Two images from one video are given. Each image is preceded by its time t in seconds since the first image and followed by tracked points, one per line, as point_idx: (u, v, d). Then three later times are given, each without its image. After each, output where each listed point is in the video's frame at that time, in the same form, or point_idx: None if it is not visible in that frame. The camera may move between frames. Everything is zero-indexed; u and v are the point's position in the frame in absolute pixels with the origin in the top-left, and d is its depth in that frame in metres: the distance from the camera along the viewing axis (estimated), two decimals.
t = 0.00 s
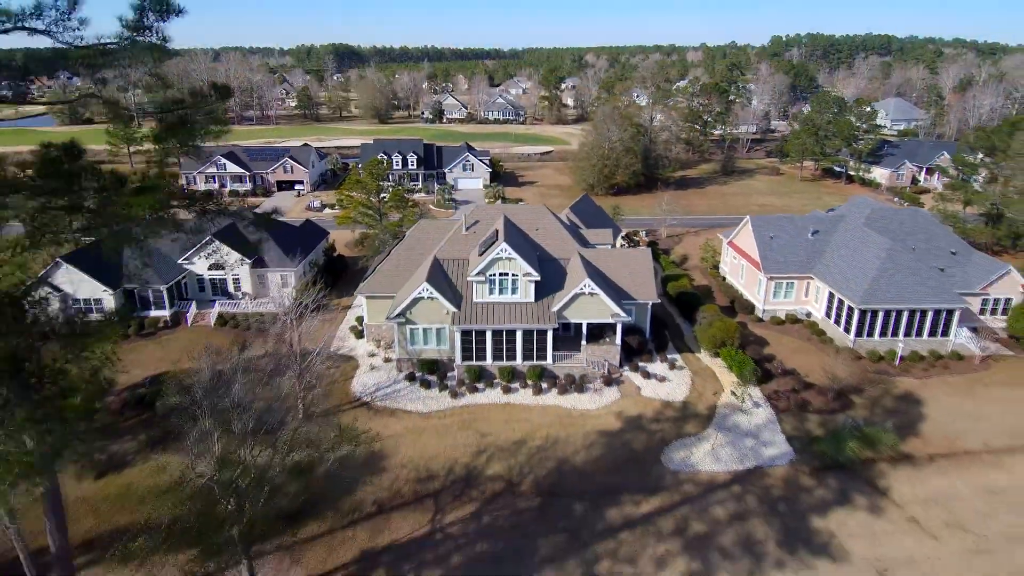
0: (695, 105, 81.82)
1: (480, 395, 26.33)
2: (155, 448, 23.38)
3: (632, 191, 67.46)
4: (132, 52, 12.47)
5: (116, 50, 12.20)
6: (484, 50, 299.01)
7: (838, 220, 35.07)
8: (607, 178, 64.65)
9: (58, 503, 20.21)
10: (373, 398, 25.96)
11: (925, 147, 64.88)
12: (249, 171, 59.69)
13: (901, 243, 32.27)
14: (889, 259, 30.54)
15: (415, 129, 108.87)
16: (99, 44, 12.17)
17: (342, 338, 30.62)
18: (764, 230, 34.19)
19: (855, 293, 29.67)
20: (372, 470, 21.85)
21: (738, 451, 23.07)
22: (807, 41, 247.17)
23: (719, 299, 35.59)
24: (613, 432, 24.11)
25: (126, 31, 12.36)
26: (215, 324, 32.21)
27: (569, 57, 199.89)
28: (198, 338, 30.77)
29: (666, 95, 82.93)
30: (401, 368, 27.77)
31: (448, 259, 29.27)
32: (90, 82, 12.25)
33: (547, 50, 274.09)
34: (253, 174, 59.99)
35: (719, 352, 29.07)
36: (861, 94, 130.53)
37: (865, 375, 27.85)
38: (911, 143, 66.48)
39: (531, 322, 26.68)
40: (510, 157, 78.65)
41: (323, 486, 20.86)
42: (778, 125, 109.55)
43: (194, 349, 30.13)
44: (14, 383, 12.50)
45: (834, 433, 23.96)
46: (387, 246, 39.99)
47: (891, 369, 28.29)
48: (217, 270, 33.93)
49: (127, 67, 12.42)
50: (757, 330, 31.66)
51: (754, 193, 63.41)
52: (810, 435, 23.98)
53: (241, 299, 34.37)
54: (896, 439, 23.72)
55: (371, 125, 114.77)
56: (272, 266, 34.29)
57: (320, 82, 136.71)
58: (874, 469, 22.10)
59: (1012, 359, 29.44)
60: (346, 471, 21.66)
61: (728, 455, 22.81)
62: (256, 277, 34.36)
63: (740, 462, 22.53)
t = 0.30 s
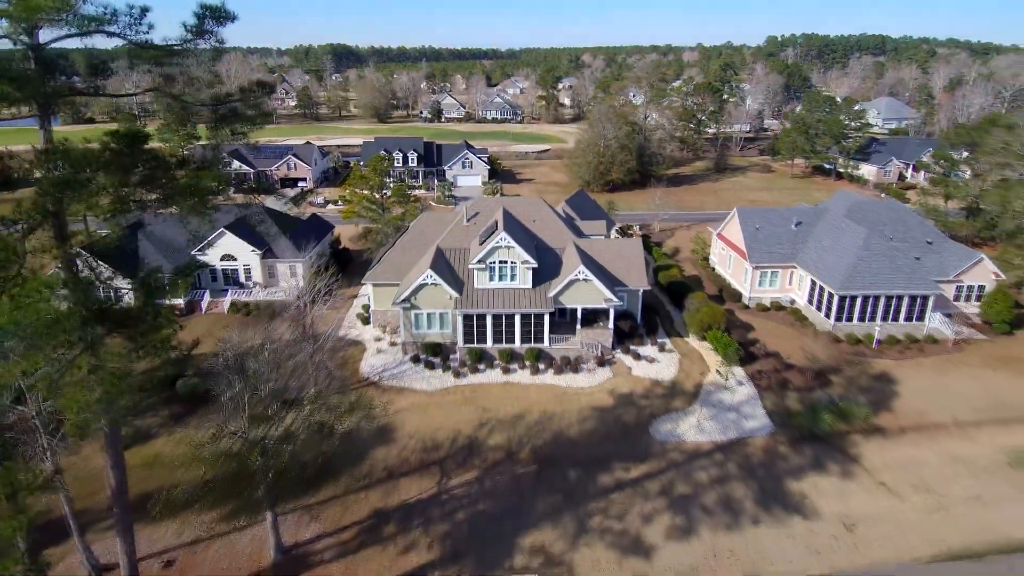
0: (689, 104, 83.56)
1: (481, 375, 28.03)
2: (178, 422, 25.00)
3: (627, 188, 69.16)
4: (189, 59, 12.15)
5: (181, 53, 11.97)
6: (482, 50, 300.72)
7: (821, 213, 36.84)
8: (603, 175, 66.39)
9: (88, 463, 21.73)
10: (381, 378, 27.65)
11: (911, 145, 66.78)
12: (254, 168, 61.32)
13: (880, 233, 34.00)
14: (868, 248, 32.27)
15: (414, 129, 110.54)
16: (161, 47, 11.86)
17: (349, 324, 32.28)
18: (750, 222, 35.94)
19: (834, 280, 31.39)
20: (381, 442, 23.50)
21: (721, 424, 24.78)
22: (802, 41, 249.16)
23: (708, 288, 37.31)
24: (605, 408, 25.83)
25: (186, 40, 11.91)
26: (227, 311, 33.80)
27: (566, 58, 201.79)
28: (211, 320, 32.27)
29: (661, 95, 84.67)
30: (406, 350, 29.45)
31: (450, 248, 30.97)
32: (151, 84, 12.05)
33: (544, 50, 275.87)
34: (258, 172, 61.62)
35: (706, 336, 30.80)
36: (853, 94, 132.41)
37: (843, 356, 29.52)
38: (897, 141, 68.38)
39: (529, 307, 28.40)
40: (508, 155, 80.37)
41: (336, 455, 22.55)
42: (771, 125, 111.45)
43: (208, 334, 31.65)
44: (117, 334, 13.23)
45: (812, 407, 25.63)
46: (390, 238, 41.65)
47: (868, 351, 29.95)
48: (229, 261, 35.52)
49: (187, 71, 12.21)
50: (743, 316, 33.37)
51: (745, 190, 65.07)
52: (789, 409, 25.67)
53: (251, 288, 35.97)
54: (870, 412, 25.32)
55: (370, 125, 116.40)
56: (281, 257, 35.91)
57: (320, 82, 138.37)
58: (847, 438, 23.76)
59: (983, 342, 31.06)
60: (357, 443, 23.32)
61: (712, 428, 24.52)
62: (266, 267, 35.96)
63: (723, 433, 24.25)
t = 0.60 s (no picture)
0: (681, 103, 85.49)
1: (481, 356, 29.86)
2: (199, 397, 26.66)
3: (621, 185, 70.98)
4: (243, 60, 12.30)
5: (234, 53, 12.11)
6: (478, 50, 302.36)
7: (803, 206, 38.79)
8: (597, 172, 68.18)
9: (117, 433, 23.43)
10: (387, 359, 29.46)
11: (896, 143, 68.89)
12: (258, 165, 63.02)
13: (858, 223, 35.92)
14: (845, 237, 34.18)
15: (412, 128, 112.24)
16: (218, 48, 12.10)
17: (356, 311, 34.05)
18: (735, 214, 37.90)
19: (813, 268, 33.28)
20: (388, 415, 25.25)
21: (705, 399, 26.64)
22: (795, 40, 251.53)
23: (696, 277, 39.20)
24: (597, 385, 27.66)
25: (240, 40, 12.08)
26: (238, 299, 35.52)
27: (561, 58, 203.59)
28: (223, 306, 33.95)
29: (655, 95, 86.70)
30: (410, 334, 31.23)
31: (451, 238, 32.80)
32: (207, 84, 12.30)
33: (539, 50, 277.58)
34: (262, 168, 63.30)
35: (693, 321, 32.68)
36: (843, 94, 134.69)
37: (821, 338, 31.38)
38: (883, 140, 70.52)
39: (526, 292, 30.26)
40: (505, 153, 82.18)
41: (347, 427, 24.30)
42: (763, 124, 113.56)
43: (221, 319, 33.29)
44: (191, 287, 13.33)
45: (790, 383, 27.49)
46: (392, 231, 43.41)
47: (845, 334, 31.81)
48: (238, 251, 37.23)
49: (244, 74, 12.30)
50: (728, 302, 35.26)
51: (735, 186, 67.03)
52: (768, 385, 27.52)
53: (260, 277, 37.67)
54: (843, 388, 27.15)
55: (368, 124, 118.09)
56: (288, 248, 37.64)
57: (318, 82, 139.99)
58: (821, 411, 25.60)
59: (953, 326, 32.94)
60: (366, 416, 25.07)
61: (696, 402, 26.38)
62: (274, 257, 37.69)
63: (706, 407, 26.12)
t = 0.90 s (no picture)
0: (675, 102, 87.51)
1: (481, 337, 31.88)
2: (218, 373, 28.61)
3: (616, 181, 73.03)
4: (278, 59, 13.86)
5: (273, 53, 13.70)
6: (475, 50, 304.32)
7: (787, 198, 40.81)
8: (592, 168, 70.21)
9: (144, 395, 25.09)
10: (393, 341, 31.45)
11: (883, 140, 70.94)
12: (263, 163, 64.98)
13: (838, 214, 37.94)
14: (824, 228, 36.20)
15: (411, 127, 114.16)
16: (258, 49, 13.70)
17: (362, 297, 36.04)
18: (722, 206, 39.94)
19: (794, 256, 35.29)
20: (396, 390, 27.23)
21: (689, 375, 28.65)
22: (790, 40, 253.86)
23: (685, 266, 41.21)
24: (590, 364, 29.69)
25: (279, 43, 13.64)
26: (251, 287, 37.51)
27: (558, 58, 205.59)
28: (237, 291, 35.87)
29: (649, 94, 88.70)
30: (415, 317, 33.21)
31: (453, 228, 34.79)
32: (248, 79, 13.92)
33: (537, 49, 279.60)
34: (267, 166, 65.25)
35: (680, 305, 34.70)
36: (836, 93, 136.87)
37: (801, 320, 33.39)
38: (870, 137, 72.59)
39: (524, 278, 32.27)
40: (503, 151, 84.19)
41: (358, 400, 26.28)
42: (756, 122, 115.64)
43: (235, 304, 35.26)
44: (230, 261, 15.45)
45: (769, 360, 29.50)
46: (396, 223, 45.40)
47: (823, 316, 33.82)
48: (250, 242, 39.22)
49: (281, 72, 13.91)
50: (715, 289, 37.28)
51: (727, 183, 69.07)
52: (749, 362, 29.54)
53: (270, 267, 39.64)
54: (818, 364, 29.15)
55: (368, 123, 120.04)
56: (297, 238, 39.60)
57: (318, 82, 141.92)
58: (796, 385, 27.62)
59: (926, 309, 34.94)
60: (375, 391, 27.03)
61: (681, 378, 28.40)
62: (284, 248, 39.65)
63: (690, 382, 28.14)
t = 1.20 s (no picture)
0: (668, 101, 89.64)
1: (481, 320, 33.94)
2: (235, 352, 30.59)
3: (610, 178, 75.20)
4: (305, 58, 15.54)
5: (301, 53, 15.44)
6: (472, 50, 306.33)
7: (771, 191, 42.91)
8: (587, 165, 72.31)
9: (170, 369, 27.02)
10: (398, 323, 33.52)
11: (869, 137, 73.20)
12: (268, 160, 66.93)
13: (818, 206, 40.05)
14: (804, 219, 38.31)
15: (410, 125, 116.15)
16: (287, 49, 15.39)
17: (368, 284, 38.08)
18: (708, 198, 42.06)
19: (775, 245, 37.41)
20: (402, 367, 29.27)
21: (674, 353, 30.75)
22: (784, 41, 256.53)
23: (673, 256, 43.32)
24: (582, 344, 31.77)
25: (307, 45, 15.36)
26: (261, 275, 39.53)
27: (555, 57, 207.93)
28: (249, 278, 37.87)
29: (643, 94, 90.86)
30: (418, 302, 35.25)
31: (454, 218, 36.85)
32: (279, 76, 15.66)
33: (533, 50, 281.82)
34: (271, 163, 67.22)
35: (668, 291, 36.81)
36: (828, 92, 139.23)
37: (780, 304, 35.51)
38: (857, 135, 74.88)
39: (521, 265, 34.35)
40: (500, 149, 86.22)
41: (366, 376, 28.32)
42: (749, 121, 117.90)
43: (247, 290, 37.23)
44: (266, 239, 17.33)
45: (749, 340, 31.61)
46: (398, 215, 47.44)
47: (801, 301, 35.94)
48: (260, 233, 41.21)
49: (309, 70, 15.67)
50: (701, 276, 39.39)
51: (717, 179, 71.24)
52: (730, 342, 31.66)
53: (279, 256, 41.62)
54: (795, 343, 31.27)
55: (367, 122, 121.97)
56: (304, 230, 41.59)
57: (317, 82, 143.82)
58: (773, 362, 29.73)
59: (899, 295, 37.04)
60: (382, 368, 29.07)
61: (667, 356, 30.50)
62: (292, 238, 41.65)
63: (675, 360, 30.24)
